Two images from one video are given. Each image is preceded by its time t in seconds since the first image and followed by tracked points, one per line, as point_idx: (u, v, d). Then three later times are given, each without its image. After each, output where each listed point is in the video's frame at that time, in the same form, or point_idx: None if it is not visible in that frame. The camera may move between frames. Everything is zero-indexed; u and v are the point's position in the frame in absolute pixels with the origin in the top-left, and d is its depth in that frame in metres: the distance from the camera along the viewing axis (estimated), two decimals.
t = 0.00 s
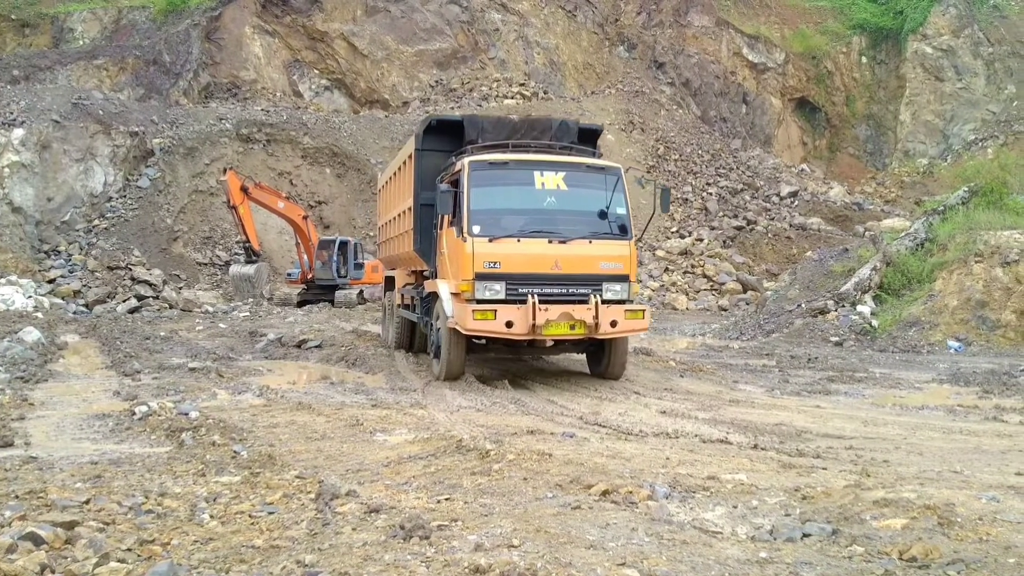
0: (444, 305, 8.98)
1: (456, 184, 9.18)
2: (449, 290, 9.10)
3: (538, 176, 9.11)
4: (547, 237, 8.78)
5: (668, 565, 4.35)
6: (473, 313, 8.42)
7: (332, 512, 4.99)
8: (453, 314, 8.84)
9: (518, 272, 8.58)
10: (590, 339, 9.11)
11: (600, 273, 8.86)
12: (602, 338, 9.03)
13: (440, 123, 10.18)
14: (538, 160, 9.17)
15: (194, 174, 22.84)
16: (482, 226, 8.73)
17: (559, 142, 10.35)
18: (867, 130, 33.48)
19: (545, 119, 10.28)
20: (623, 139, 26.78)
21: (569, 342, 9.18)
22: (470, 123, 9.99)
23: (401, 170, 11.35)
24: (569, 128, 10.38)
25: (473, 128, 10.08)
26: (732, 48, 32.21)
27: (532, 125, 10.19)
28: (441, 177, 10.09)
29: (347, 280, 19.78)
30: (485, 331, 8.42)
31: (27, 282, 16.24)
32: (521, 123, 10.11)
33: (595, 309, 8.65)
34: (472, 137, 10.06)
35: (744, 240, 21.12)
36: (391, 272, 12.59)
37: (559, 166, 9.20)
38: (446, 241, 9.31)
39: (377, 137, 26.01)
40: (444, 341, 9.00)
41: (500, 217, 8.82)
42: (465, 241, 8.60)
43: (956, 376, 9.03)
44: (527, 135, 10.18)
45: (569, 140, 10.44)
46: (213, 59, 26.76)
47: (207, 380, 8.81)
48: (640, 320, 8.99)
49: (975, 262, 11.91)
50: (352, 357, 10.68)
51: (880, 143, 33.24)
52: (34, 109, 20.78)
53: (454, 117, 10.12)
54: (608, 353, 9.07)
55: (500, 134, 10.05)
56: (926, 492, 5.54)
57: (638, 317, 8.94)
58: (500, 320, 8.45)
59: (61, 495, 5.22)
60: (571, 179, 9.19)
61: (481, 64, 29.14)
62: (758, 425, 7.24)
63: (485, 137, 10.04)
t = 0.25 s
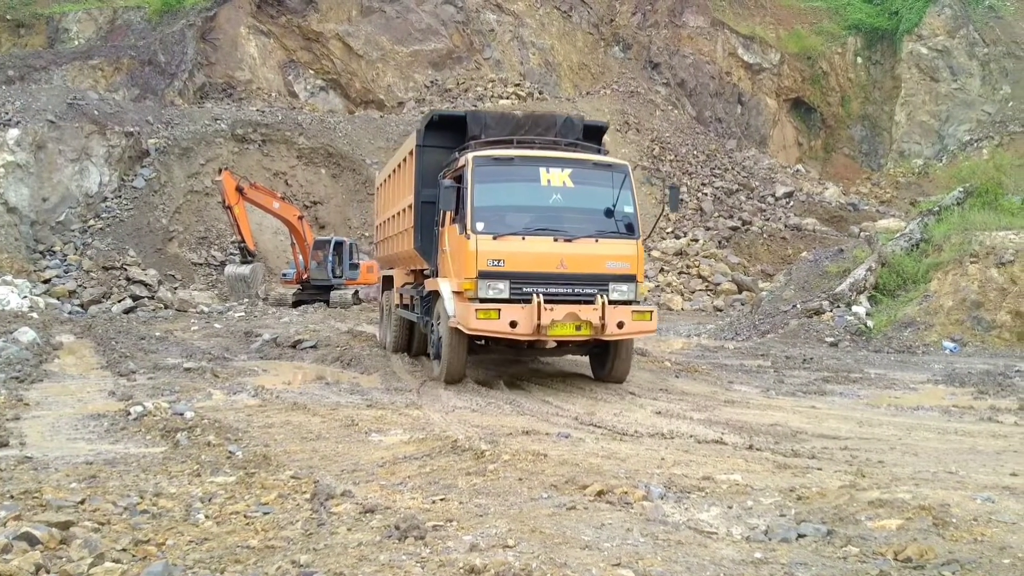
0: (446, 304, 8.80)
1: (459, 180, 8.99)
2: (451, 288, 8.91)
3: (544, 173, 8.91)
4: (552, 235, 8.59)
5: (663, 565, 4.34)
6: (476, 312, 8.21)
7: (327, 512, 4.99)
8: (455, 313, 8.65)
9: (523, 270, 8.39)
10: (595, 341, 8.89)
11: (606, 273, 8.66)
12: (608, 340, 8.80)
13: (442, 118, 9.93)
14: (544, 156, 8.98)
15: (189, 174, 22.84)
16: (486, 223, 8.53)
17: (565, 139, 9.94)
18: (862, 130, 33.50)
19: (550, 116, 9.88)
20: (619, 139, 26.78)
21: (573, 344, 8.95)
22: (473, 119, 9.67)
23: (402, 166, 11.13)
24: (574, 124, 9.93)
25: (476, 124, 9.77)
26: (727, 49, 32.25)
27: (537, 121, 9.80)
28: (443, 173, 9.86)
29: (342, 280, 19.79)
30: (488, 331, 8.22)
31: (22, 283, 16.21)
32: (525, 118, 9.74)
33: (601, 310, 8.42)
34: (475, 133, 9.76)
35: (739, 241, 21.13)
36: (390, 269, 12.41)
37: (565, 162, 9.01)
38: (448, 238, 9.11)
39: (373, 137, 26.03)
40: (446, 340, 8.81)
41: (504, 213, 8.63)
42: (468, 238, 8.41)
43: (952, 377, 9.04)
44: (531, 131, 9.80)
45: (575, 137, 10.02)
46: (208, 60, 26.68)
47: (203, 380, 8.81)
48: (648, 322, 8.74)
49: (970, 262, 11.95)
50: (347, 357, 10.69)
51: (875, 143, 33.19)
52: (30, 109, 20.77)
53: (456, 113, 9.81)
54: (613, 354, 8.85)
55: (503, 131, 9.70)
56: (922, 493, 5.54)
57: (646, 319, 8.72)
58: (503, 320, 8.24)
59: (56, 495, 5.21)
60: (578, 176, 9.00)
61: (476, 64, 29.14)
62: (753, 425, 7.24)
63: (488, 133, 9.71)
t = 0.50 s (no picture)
0: (446, 306, 8.50)
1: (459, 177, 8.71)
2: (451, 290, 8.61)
3: (547, 169, 8.63)
4: (556, 235, 8.30)
5: (656, 565, 4.35)
6: (477, 314, 7.92)
7: (321, 513, 4.98)
8: (456, 315, 8.36)
9: (526, 271, 8.10)
10: (600, 344, 8.60)
11: (612, 273, 8.37)
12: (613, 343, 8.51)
13: (440, 113, 9.71)
14: (547, 153, 8.70)
15: (182, 174, 22.82)
16: (487, 222, 8.25)
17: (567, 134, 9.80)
18: (855, 131, 33.22)
19: (551, 111, 9.78)
20: (613, 140, 26.78)
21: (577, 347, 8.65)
22: (472, 115, 9.54)
23: (398, 164, 10.92)
24: (576, 119, 9.78)
25: (476, 120, 9.63)
26: (721, 49, 31.98)
27: (538, 117, 9.73)
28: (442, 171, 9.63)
29: (336, 281, 19.75)
30: (490, 334, 7.92)
31: (16, 283, 16.16)
32: (526, 114, 9.65)
33: (607, 312, 8.12)
34: (475, 129, 9.63)
35: (733, 241, 21.14)
36: (387, 270, 12.19)
37: (568, 159, 8.73)
38: (448, 238, 8.83)
39: (367, 137, 26.01)
40: (445, 344, 8.55)
41: (506, 212, 8.35)
42: (469, 237, 8.12)
43: (945, 378, 9.07)
44: (532, 127, 9.72)
45: (576, 133, 9.86)
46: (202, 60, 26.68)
47: (196, 380, 8.79)
48: (655, 324, 8.42)
49: (963, 263, 12.00)
50: (341, 357, 10.68)
51: (868, 144, 33.05)
52: (22, 108, 20.88)
53: (455, 108, 9.65)
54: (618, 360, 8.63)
55: (504, 126, 9.64)
56: (914, 493, 5.56)
57: (653, 321, 8.42)
58: (506, 322, 7.94)
59: (49, 495, 5.20)
60: (582, 173, 8.72)
61: (470, 65, 29.14)
62: (746, 426, 7.25)
63: (488, 129, 9.61)
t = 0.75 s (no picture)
0: (442, 308, 8.35)
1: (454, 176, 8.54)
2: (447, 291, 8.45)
3: (544, 166, 8.45)
4: (554, 233, 8.13)
5: (648, 566, 4.36)
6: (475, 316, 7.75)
7: (312, 514, 4.98)
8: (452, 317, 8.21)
9: (524, 271, 7.94)
10: (602, 344, 8.44)
11: (612, 272, 8.21)
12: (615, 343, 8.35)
13: (430, 111, 9.64)
14: (543, 149, 8.52)
15: (174, 174, 22.75)
16: (483, 221, 8.09)
17: (562, 129, 9.81)
18: (848, 132, 33.72)
19: (547, 106, 9.70)
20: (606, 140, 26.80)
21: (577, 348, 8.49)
22: (464, 111, 9.43)
23: (390, 163, 10.85)
24: (571, 113, 9.81)
25: (468, 117, 9.52)
26: (714, 50, 32.28)
27: (532, 112, 9.59)
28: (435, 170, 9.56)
29: (328, 281, 19.71)
30: (488, 336, 7.76)
31: (6, 283, 16.10)
32: (520, 110, 9.52)
33: (608, 312, 7.97)
34: (467, 126, 9.52)
35: (725, 242, 21.16)
36: (381, 269, 12.16)
37: (565, 155, 8.55)
38: (443, 238, 8.68)
39: (359, 137, 26.01)
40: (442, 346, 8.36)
41: (503, 211, 8.18)
42: (465, 238, 7.96)
43: (935, 378, 9.10)
44: (527, 122, 9.58)
45: (571, 127, 9.89)
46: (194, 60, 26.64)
47: (188, 381, 8.77)
48: (657, 323, 8.27)
49: (954, 264, 12.05)
50: (333, 357, 10.68)
51: (860, 145, 33.42)
52: (15, 108, 20.88)
53: (447, 106, 9.55)
54: (621, 362, 8.48)
55: (498, 122, 9.49)
56: (905, 493, 5.58)
57: (655, 319, 8.26)
58: (504, 324, 7.78)
59: (39, 496, 5.18)
60: (579, 169, 8.54)
61: (463, 65, 29.09)
62: (738, 426, 7.27)
63: (482, 126, 9.47)
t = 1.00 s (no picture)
0: (435, 314, 8.19)
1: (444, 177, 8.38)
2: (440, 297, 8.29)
3: (537, 165, 8.26)
4: (549, 235, 7.94)
5: (638, 566, 4.37)
6: (469, 323, 7.59)
7: (303, 515, 4.97)
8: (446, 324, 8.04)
9: (518, 275, 7.75)
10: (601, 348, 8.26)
11: (610, 274, 8.02)
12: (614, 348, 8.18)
13: (419, 109, 9.57)
14: (536, 148, 8.32)
15: (165, 174, 22.63)
16: (476, 224, 7.92)
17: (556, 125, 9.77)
18: (838, 133, 33.83)
19: (540, 103, 9.69)
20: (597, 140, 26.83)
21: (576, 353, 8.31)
22: (455, 109, 9.43)
23: (380, 162, 10.79)
24: (565, 109, 9.78)
25: (459, 114, 9.51)
26: (705, 52, 32.42)
27: (524, 108, 9.63)
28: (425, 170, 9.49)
29: (320, 281, 19.65)
30: (483, 344, 7.59)
31: None
32: (512, 107, 9.53)
33: (607, 316, 7.78)
34: (458, 124, 9.51)
35: (716, 243, 21.20)
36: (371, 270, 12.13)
37: (560, 153, 8.35)
38: (435, 241, 8.53)
39: (350, 138, 26.03)
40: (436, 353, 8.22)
41: (495, 213, 8.00)
42: (457, 242, 7.79)
43: (925, 379, 9.13)
44: (519, 120, 9.59)
45: (565, 124, 9.86)
46: (185, 59, 26.61)
47: (178, 382, 8.76)
48: (657, 326, 8.07)
49: (943, 265, 12.10)
50: (324, 358, 10.68)
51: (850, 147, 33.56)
52: (5, 107, 21.02)
53: (436, 103, 9.53)
54: (619, 366, 8.31)
55: (488, 119, 9.51)
56: (894, 494, 5.61)
57: (656, 322, 8.06)
58: (500, 331, 7.61)
59: (28, 498, 5.16)
60: (575, 167, 8.34)
61: (455, 65, 29.00)
62: (728, 426, 7.29)
63: (472, 122, 9.50)
